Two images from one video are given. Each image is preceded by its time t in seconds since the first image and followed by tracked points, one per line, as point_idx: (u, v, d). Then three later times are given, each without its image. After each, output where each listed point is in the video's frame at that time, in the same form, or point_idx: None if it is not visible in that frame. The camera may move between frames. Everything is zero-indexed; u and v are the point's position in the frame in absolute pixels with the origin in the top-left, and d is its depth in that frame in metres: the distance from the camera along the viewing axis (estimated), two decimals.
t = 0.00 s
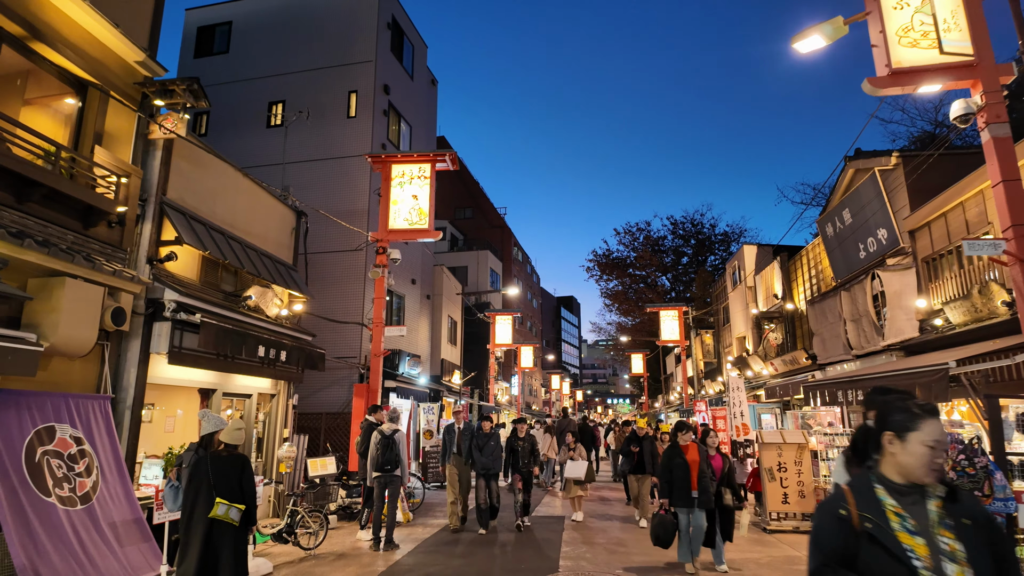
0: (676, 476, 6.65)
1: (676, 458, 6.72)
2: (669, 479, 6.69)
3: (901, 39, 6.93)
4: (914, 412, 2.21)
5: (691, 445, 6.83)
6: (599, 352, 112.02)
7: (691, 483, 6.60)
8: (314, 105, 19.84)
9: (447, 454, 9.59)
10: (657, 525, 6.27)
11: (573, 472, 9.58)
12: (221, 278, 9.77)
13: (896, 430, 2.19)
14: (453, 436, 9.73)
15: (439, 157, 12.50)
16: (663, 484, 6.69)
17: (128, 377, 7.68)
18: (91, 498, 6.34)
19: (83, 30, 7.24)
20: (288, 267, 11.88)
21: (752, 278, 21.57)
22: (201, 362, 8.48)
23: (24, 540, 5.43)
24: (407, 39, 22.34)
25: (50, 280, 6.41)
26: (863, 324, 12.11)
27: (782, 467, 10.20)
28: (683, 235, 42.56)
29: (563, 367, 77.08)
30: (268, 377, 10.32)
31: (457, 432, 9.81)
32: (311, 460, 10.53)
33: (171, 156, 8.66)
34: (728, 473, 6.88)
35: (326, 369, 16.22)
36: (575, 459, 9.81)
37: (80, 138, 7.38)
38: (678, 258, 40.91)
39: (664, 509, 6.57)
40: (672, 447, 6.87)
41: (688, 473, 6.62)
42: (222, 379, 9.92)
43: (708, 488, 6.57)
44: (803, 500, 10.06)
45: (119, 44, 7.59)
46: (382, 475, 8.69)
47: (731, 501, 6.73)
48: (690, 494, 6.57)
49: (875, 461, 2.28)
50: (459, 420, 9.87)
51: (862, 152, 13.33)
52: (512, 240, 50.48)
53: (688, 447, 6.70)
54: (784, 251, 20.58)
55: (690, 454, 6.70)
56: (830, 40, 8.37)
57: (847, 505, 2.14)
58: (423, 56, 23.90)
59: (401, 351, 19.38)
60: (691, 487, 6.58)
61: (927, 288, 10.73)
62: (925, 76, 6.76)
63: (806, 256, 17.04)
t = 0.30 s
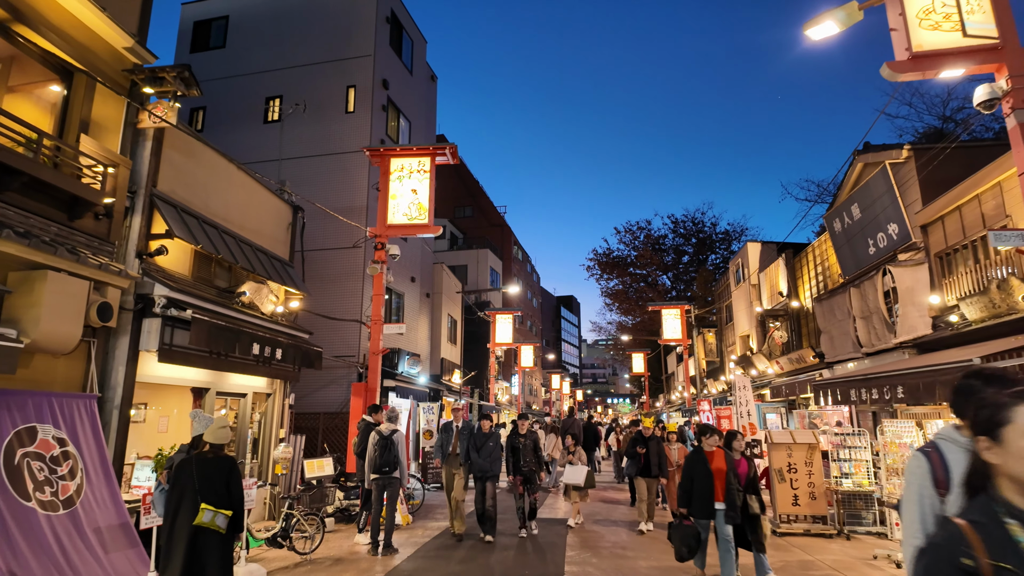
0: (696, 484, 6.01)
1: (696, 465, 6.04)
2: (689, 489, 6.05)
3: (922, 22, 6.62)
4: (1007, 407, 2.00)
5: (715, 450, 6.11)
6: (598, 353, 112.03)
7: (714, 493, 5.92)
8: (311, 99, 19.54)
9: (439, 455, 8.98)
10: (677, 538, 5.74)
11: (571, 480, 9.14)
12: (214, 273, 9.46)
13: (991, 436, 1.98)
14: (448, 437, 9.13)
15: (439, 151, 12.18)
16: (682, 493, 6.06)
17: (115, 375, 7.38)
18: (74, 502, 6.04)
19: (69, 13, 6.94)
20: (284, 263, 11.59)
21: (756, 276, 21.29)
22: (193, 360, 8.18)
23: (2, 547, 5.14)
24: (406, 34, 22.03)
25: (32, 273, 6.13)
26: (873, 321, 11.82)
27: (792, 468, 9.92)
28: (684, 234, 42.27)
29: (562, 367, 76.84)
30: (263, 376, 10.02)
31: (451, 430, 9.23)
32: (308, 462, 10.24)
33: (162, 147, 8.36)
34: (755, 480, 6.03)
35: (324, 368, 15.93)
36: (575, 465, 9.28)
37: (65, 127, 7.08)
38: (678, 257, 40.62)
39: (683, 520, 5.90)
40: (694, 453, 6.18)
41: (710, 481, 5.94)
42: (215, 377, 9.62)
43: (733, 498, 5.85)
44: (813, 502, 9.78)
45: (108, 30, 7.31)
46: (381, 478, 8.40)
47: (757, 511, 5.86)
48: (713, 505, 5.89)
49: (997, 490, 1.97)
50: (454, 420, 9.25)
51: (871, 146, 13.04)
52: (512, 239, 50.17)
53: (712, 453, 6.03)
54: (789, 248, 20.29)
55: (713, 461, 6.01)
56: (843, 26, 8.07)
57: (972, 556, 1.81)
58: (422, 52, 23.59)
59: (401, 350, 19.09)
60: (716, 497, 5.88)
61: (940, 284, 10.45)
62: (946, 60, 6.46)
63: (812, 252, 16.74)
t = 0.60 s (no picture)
0: (725, 484, 5.39)
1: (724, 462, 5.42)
2: (716, 488, 5.44)
3: (944, 5, 6.33)
4: None
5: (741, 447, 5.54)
6: (598, 353, 111.81)
7: (743, 495, 5.33)
8: (309, 95, 19.26)
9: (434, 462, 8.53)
10: (707, 543, 5.06)
11: (570, 481, 8.93)
12: (207, 269, 9.17)
13: None
14: (447, 438, 8.56)
15: (439, 145, 11.87)
16: (708, 493, 5.44)
17: (102, 374, 7.10)
18: (55, 507, 5.74)
19: None
20: (279, 260, 11.29)
21: (759, 274, 21.01)
22: (182, 359, 7.89)
23: None
24: (405, 29, 21.72)
25: (11, 267, 5.83)
26: (883, 319, 11.55)
27: (802, 470, 9.65)
28: (685, 233, 41.99)
29: (562, 366, 76.61)
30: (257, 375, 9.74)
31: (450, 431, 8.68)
32: (303, 464, 9.96)
33: (152, 138, 8.08)
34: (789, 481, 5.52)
35: (322, 367, 15.65)
36: (573, 465, 9.12)
37: (49, 115, 6.75)
38: (679, 256, 40.34)
39: (711, 524, 5.27)
40: (718, 451, 5.59)
41: (739, 481, 5.33)
42: (207, 377, 9.30)
43: (763, 501, 5.30)
44: (824, 505, 9.50)
45: (94, 14, 7.01)
46: (378, 481, 8.15)
47: (795, 514, 5.41)
48: (741, 507, 5.29)
49: None
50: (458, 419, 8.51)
51: (881, 140, 12.76)
52: (512, 238, 49.90)
53: (739, 450, 5.45)
54: (794, 246, 20.02)
55: (740, 459, 5.43)
56: (857, 13, 7.80)
57: None
58: (422, 47, 23.29)
59: (399, 349, 18.80)
60: (743, 499, 5.30)
61: (953, 281, 10.18)
62: (969, 45, 6.19)
63: (818, 250, 16.46)
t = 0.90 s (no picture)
0: (753, 497, 4.90)
1: (752, 474, 4.96)
2: (744, 502, 4.98)
3: None
4: None
5: (769, 454, 5.15)
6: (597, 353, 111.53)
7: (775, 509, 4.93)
8: (305, 90, 18.96)
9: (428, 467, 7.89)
10: (739, 558, 4.54)
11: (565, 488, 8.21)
12: (197, 264, 8.87)
13: None
14: (438, 442, 7.91)
15: (437, 138, 11.58)
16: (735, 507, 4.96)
17: (85, 372, 6.81)
18: (32, 511, 5.45)
19: None
20: (273, 255, 11.00)
21: (762, 272, 20.75)
22: (170, 356, 7.63)
23: None
24: (403, 24, 21.42)
25: None
26: (892, 316, 11.27)
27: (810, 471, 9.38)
28: (685, 232, 41.73)
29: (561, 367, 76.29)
30: (249, 373, 9.44)
31: (441, 432, 7.99)
32: (297, 464, 9.71)
33: (139, 127, 7.80)
34: (823, 491, 5.24)
35: (318, 366, 15.36)
36: (569, 469, 8.33)
37: (29, 100, 6.44)
38: (679, 256, 40.08)
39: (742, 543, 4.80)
40: (743, 459, 5.12)
41: (770, 493, 4.90)
42: (197, 375, 9.02)
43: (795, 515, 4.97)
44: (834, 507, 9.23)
45: None
46: (374, 483, 7.85)
47: (829, 531, 5.12)
48: (772, 522, 4.89)
49: None
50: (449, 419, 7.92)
51: (888, 134, 12.51)
52: (511, 238, 49.60)
53: (768, 459, 5.07)
54: (797, 244, 19.76)
55: (769, 468, 5.04)
56: None
57: None
58: (420, 43, 22.99)
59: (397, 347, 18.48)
60: (776, 514, 4.90)
61: (965, 277, 9.91)
62: (991, 27, 5.91)
63: (823, 247, 16.19)
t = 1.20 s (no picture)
0: (780, 500, 4.69)
1: (779, 478, 4.74)
2: (772, 506, 4.72)
3: None
4: None
5: (799, 452, 4.87)
6: (594, 353, 111.43)
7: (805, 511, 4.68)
8: (300, 85, 18.66)
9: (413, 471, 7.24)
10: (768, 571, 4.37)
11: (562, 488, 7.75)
12: (184, 259, 8.56)
13: None
14: (424, 443, 7.38)
15: (433, 131, 11.30)
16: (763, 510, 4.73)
17: (64, 370, 6.52)
18: (2, 517, 5.16)
19: None
20: (264, 251, 10.70)
21: (762, 271, 20.52)
22: (154, 354, 7.33)
23: None
24: (399, 18, 21.13)
25: None
26: (898, 314, 11.02)
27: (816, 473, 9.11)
28: (683, 232, 41.53)
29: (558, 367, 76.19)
30: (239, 372, 9.14)
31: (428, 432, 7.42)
32: (289, 466, 9.48)
33: (122, 116, 7.51)
34: (858, 492, 4.80)
35: (312, 365, 15.06)
36: (564, 470, 7.92)
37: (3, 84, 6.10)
38: (677, 255, 39.86)
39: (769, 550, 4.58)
40: (770, 457, 4.89)
41: (799, 495, 4.67)
42: (184, 374, 8.71)
43: (830, 519, 4.64)
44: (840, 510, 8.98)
45: None
46: (367, 487, 7.56)
47: (868, 536, 4.64)
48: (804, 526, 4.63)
49: None
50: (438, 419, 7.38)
51: (894, 129, 12.28)
52: (508, 237, 49.28)
53: (798, 456, 4.80)
54: (798, 242, 19.53)
55: (798, 466, 4.77)
56: None
57: None
58: (417, 38, 22.70)
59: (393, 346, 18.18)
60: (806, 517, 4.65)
61: (974, 274, 9.67)
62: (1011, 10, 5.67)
63: (825, 245, 15.95)
